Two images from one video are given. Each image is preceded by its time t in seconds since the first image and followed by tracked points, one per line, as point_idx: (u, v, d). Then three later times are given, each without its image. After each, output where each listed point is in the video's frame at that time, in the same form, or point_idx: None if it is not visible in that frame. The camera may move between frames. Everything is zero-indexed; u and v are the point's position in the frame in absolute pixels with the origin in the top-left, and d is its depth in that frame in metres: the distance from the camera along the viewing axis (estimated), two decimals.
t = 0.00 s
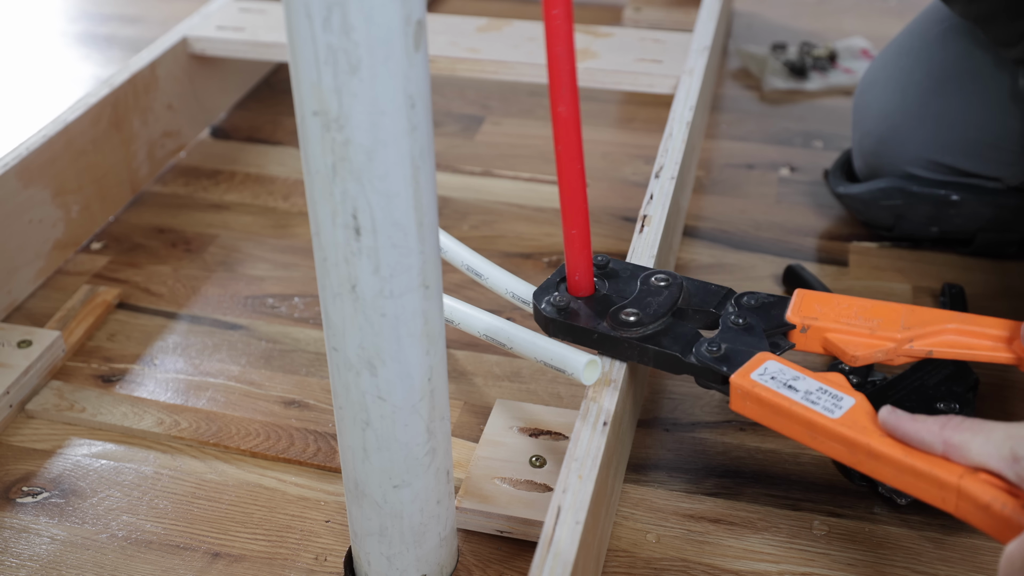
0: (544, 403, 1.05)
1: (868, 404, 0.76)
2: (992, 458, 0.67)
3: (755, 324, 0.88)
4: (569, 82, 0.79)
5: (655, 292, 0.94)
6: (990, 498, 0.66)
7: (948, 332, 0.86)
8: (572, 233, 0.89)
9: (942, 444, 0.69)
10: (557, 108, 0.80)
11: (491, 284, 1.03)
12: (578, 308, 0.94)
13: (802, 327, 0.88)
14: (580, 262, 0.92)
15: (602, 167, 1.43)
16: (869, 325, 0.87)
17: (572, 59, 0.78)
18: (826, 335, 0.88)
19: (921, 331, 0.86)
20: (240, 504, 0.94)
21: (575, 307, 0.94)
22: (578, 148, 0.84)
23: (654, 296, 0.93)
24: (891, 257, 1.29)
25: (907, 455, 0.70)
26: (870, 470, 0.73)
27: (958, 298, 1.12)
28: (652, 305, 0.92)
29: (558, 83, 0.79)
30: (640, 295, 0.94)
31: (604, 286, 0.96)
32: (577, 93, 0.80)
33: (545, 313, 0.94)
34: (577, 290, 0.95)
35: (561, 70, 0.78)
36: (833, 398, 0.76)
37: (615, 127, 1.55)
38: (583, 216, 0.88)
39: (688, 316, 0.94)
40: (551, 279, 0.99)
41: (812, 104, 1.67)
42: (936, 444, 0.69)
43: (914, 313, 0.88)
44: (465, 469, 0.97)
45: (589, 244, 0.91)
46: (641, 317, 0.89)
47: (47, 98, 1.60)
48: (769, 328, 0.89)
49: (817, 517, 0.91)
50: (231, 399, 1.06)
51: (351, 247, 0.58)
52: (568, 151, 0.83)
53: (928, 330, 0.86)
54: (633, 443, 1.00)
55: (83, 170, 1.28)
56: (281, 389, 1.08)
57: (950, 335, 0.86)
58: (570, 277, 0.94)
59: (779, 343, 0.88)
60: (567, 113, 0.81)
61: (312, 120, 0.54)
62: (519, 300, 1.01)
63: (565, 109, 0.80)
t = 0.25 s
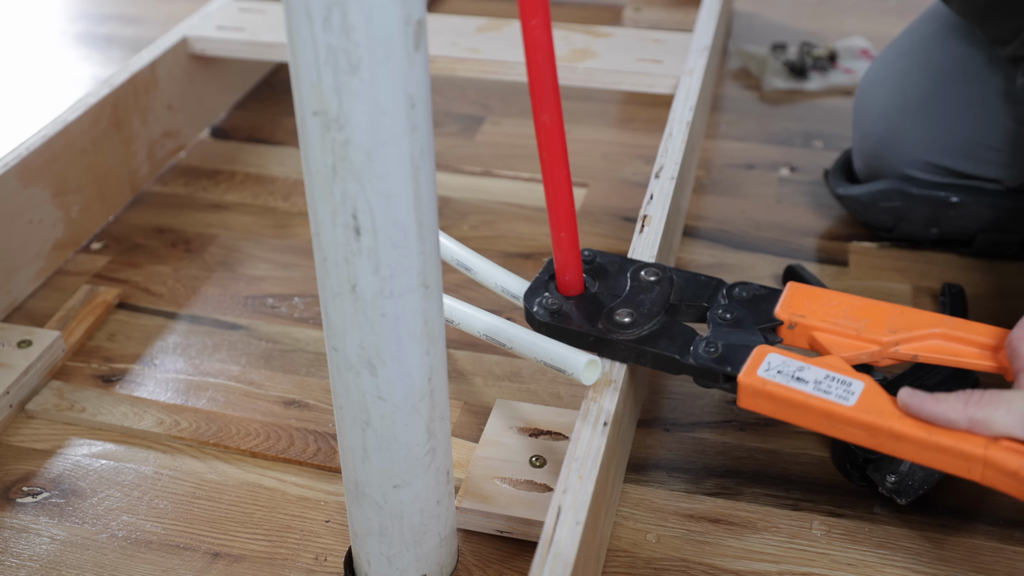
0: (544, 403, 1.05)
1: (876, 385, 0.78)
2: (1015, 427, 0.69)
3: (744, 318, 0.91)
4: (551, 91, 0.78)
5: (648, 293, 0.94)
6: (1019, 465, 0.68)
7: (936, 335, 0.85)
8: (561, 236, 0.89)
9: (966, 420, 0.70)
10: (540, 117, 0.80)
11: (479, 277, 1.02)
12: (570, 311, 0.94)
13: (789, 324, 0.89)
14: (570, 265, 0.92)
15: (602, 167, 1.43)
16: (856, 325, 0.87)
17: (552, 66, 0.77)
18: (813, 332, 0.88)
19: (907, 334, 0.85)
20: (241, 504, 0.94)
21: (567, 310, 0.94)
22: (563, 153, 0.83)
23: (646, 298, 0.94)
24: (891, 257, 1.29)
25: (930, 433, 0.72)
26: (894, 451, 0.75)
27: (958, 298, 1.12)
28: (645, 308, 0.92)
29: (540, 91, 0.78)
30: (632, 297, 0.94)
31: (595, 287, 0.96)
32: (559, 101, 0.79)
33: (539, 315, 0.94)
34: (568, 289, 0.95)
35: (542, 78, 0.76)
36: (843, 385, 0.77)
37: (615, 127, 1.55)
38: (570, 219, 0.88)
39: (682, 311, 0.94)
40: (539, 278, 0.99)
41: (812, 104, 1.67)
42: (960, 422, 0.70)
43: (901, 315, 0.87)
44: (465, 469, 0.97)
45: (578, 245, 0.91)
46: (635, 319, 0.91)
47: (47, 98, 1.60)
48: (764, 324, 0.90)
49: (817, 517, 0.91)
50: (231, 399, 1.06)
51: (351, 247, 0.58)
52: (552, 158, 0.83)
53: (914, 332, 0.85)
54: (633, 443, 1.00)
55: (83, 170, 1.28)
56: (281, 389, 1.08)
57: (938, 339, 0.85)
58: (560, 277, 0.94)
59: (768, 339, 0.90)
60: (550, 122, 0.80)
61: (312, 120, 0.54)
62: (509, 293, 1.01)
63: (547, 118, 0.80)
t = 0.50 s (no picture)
0: (544, 403, 1.05)
1: (895, 367, 0.79)
2: None
3: (764, 313, 0.91)
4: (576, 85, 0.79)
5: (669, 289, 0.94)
6: None
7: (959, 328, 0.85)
8: (580, 234, 0.89)
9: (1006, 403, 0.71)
10: (565, 110, 0.80)
11: (501, 284, 1.03)
12: (590, 308, 0.94)
13: (808, 318, 0.89)
14: (590, 263, 0.92)
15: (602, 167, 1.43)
16: (875, 318, 0.87)
17: (577, 62, 0.78)
18: (832, 327, 0.88)
19: (928, 325, 0.86)
20: (240, 504, 0.94)
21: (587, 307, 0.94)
22: (585, 150, 0.83)
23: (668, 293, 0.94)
24: (892, 257, 1.29)
25: (953, 413, 0.73)
26: (915, 433, 0.75)
27: (958, 299, 1.12)
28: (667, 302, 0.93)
29: (564, 86, 0.79)
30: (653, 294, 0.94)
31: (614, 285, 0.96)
32: (584, 95, 0.80)
33: (557, 316, 0.94)
34: (586, 291, 0.95)
35: (566, 72, 0.78)
36: (863, 368, 0.78)
37: (615, 127, 1.55)
38: (592, 216, 0.88)
39: (700, 310, 0.95)
40: (561, 280, 0.99)
41: (812, 104, 1.67)
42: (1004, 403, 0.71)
43: (923, 308, 0.88)
44: (465, 469, 0.97)
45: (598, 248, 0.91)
46: (655, 313, 0.90)
47: (47, 98, 1.60)
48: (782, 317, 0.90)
49: (817, 517, 0.91)
50: (231, 399, 1.06)
51: (351, 247, 0.58)
52: (574, 154, 0.83)
53: (935, 324, 0.85)
54: (633, 443, 1.00)
55: (83, 170, 1.28)
56: (281, 389, 1.08)
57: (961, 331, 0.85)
58: (581, 277, 0.94)
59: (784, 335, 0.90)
60: (574, 115, 0.81)
61: (312, 120, 0.54)
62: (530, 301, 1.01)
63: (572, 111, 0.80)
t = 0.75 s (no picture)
0: (544, 403, 1.05)
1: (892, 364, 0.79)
2: None
3: (760, 307, 0.90)
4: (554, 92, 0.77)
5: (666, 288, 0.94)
6: None
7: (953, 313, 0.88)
8: (573, 236, 0.89)
9: None
10: (546, 118, 0.79)
11: (499, 281, 1.03)
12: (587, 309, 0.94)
13: (806, 309, 0.91)
14: (584, 265, 0.92)
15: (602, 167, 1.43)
16: (872, 306, 0.89)
17: (555, 68, 0.76)
18: (830, 317, 0.90)
19: (925, 311, 0.88)
20: (240, 504, 0.94)
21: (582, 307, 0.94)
22: (571, 154, 0.83)
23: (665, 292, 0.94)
24: (892, 257, 1.29)
25: (948, 414, 0.73)
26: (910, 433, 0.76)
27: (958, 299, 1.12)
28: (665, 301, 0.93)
29: (544, 93, 0.77)
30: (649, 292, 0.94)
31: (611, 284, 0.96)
32: (564, 101, 0.78)
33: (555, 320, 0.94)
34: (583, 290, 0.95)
35: (545, 81, 0.76)
36: (860, 367, 0.79)
37: (615, 127, 1.55)
38: (583, 219, 0.87)
39: (698, 304, 0.95)
40: (556, 280, 1.00)
41: (812, 104, 1.67)
42: None
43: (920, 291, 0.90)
44: (465, 469, 0.97)
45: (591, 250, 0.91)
46: (652, 314, 0.90)
47: (47, 97, 1.60)
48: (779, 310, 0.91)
49: (817, 517, 0.91)
50: (231, 399, 1.06)
51: (351, 247, 0.58)
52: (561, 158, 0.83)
53: (933, 310, 0.88)
54: (633, 443, 1.00)
55: (83, 170, 1.28)
56: (281, 389, 1.08)
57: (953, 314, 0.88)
58: (576, 277, 0.94)
59: (785, 326, 0.91)
60: (556, 122, 0.79)
61: (312, 120, 0.54)
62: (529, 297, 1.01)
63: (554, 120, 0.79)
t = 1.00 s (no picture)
0: (544, 403, 1.05)
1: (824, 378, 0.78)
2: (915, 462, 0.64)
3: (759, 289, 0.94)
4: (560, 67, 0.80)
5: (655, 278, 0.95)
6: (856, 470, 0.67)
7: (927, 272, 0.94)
8: (576, 215, 0.90)
9: None
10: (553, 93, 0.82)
11: (501, 272, 1.04)
12: (580, 288, 0.94)
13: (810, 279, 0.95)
14: (586, 245, 0.93)
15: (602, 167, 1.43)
16: (877, 265, 0.95)
17: (562, 42, 0.79)
18: (836, 282, 0.94)
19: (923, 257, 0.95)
20: (240, 504, 0.94)
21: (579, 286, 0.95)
22: (576, 133, 0.85)
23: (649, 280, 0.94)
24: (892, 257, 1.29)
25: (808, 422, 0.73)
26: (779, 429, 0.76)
27: (958, 298, 1.12)
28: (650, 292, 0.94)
29: (551, 68, 0.80)
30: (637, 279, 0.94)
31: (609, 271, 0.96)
32: (570, 77, 0.81)
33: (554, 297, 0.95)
34: (582, 274, 0.95)
35: (553, 54, 0.78)
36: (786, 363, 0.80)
37: (615, 127, 1.56)
38: (586, 197, 0.89)
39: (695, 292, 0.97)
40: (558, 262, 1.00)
41: (812, 104, 1.68)
42: None
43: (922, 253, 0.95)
44: (465, 469, 0.97)
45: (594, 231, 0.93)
46: (648, 288, 0.93)
47: (47, 97, 1.60)
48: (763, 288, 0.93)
49: (817, 517, 0.91)
50: (231, 399, 1.06)
51: (351, 247, 0.58)
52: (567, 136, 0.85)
53: (936, 258, 0.95)
54: (633, 443, 1.00)
55: (83, 170, 1.28)
56: (281, 389, 1.08)
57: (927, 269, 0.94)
58: (576, 253, 0.94)
59: (790, 303, 0.94)
60: (562, 100, 0.82)
61: (312, 120, 0.54)
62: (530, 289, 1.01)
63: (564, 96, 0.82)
